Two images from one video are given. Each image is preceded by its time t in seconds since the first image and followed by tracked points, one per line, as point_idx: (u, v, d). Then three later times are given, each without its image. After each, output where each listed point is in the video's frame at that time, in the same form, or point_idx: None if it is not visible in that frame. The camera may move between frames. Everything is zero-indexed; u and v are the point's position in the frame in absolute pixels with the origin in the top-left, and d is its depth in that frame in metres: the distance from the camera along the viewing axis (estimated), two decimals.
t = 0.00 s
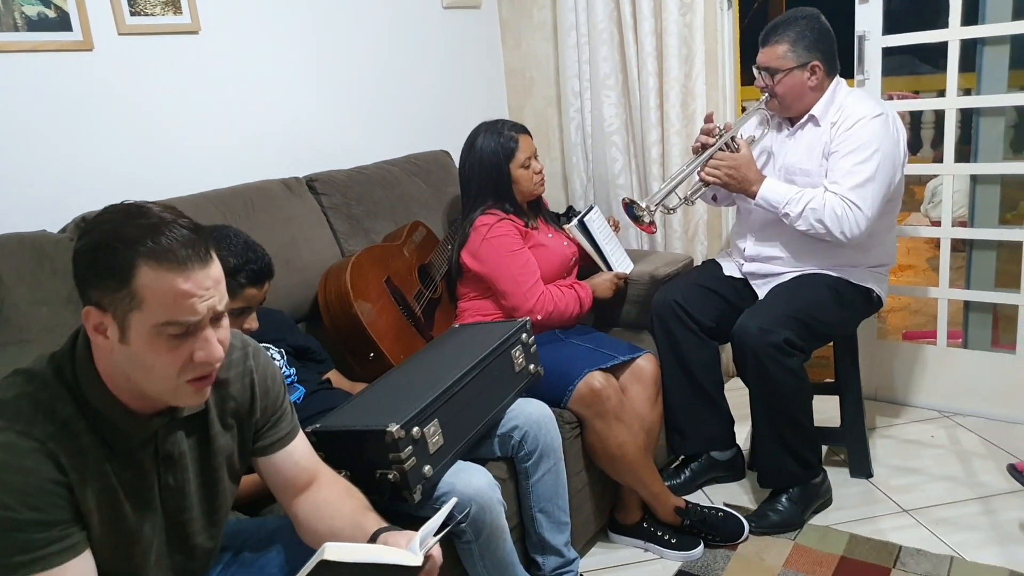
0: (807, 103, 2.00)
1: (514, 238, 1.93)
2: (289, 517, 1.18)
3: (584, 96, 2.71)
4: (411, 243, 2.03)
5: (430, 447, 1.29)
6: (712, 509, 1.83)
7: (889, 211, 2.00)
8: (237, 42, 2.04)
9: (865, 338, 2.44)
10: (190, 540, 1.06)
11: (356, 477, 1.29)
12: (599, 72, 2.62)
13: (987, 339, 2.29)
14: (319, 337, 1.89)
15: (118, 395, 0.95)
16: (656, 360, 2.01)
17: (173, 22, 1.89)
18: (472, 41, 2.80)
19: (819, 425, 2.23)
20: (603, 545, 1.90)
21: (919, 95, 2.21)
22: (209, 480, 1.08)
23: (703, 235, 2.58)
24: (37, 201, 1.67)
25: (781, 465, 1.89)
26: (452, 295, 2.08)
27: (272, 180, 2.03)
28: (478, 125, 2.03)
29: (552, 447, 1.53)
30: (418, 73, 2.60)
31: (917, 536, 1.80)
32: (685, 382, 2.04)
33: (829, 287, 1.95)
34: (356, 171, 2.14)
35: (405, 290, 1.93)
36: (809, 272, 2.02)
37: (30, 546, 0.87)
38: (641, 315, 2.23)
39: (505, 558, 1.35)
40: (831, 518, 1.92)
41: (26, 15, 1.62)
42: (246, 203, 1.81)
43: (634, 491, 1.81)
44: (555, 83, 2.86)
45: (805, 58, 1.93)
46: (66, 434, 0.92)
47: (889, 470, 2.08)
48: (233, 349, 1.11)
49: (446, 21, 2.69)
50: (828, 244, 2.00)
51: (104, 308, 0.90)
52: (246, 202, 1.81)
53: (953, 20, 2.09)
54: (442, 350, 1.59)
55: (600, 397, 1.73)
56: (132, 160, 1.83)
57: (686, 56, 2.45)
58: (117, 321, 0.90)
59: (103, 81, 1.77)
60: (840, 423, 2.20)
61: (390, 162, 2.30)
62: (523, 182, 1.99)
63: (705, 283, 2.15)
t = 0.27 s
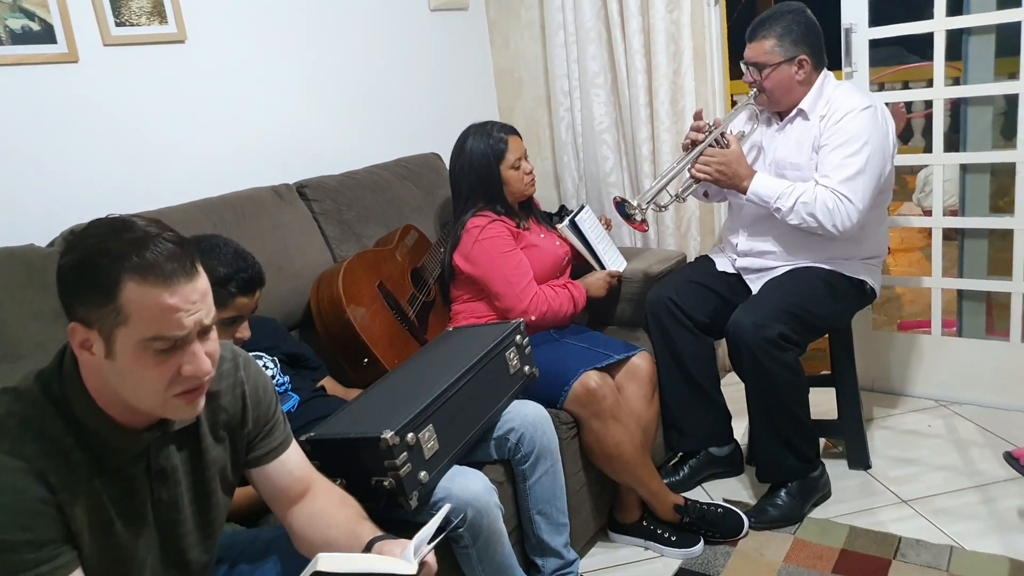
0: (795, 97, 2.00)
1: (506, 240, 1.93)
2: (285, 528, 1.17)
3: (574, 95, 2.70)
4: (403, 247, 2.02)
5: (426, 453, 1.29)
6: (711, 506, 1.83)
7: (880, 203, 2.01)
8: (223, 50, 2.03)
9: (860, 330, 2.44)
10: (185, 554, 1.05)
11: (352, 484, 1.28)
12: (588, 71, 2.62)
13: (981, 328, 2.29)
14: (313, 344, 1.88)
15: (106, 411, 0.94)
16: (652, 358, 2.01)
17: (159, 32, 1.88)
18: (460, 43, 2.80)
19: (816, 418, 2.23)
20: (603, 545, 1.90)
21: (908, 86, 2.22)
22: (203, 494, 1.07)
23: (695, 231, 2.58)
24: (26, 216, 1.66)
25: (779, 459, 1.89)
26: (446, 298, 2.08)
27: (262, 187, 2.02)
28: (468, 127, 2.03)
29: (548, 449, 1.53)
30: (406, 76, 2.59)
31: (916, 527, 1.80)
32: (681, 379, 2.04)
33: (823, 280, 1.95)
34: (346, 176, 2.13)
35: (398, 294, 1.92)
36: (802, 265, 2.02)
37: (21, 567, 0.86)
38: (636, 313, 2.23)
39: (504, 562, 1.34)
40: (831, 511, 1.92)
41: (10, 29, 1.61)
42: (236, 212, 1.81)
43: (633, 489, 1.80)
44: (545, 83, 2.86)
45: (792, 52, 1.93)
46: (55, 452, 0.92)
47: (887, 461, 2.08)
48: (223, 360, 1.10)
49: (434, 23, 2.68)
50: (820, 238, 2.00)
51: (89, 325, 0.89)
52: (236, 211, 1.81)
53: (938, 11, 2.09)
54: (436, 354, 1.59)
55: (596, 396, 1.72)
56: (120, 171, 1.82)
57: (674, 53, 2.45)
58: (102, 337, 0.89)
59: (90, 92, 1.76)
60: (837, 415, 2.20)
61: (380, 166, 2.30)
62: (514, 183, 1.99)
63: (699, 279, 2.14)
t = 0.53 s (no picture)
0: (778, 94, 2.00)
1: (490, 237, 1.91)
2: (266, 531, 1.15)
3: (557, 92, 2.69)
4: (386, 245, 2.01)
5: (409, 453, 1.28)
6: (696, 504, 1.83)
7: (862, 200, 2.01)
8: (202, 45, 2.01)
9: (842, 327, 2.45)
10: (163, 559, 1.03)
11: (334, 486, 1.27)
12: (571, 68, 2.61)
13: (960, 324, 2.31)
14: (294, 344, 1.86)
15: (79, 415, 0.92)
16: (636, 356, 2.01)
17: (135, 26, 1.85)
18: (442, 39, 2.78)
19: (799, 415, 2.24)
20: (587, 544, 1.89)
21: (889, 84, 2.23)
22: (181, 497, 1.05)
23: (678, 229, 2.58)
24: None
25: (763, 456, 1.89)
26: (429, 296, 2.06)
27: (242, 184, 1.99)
28: (451, 124, 2.01)
29: (533, 448, 1.52)
30: (387, 72, 2.57)
31: (898, 522, 1.81)
32: (665, 376, 2.04)
33: (806, 277, 1.96)
34: (327, 173, 2.11)
35: (380, 293, 1.90)
36: (785, 262, 2.02)
37: None
38: (620, 310, 2.22)
39: (489, 562, 1.33)
40: (814, 508, 1.92)
41: None
42: (215, 209, 1.78)
43: (617, 488, 1.80)
44: (527, 80, 2.84)
45: (774, 50, 1.94)
46: (27, 457, 0.90)
47: (869, 457, 2.09)
48: (201, 362, 1.08)
49: (416, 20, 2.66)
50: (803, 235, 2.00)
51: (63, 326, 0.87)
52: (215, 209, 1.78)
53: (917, 9, 2.10)
54: (419, 353, 1.57)
55: (581, 395, 1.72)
56: (96, 169, 1.79)
57: (656, 51, 2.45)
58: (77, 338, 0.87)
59: (64, 88, 1.73)
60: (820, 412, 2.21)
61: (362, 163, 2.28)
62: (498, 181, 1.97)
63: (683, 277, 2.14)
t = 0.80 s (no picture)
0: (751, 96, 2.00)
1: (462, 236, 1.89)
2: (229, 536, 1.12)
3: (530, 91, 2.68)
4: (356, 242, 1.97)
5: (379, 456, 1.25)
6: (666, 506, 1.83)
7: (833, 203, 2.02)
8: (166, 35, 1.95)
9: (811, 328, 2.47)
10: (122, 567, 0.99)
11: (301, 490, 1.23)
12: (544, 67, 2.60)
13: (926, 326, 2.34)
14: (260, 343, 1.82)
15: (35, 417, 0.90)
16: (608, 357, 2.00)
17: (95, 14, 1.79)
18: (414, 35, 2.75)
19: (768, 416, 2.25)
20: (558, 547, 1.88)
21: (855, 89, 2.24)
22: (142, 502, 1.01)
23: (650, 230, 2.58)
24: None
25: (734, 458, 1.89)
26: (399, 296, 2.03)
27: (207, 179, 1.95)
28: (423, 120, 1.98)
29: (505, 451, 1.50)
30: (358, 67, 2.53)
31: (865, 523, 1.83)
32: (636, 377, 2.03)
33: (777, 279, 1.96)
34: (296, 169, 2.06)
35: (350, 291, 1.87)
36: (757, 264, 2.02)
37: None
38: (592, 311, 2.21)
39: (459, 567, 1.31)
40: (783, 509, 1.93)
41: None
42: (180, 204, 1.73)
43: (588, 490, 1.79)
44: (501, 78, 2.82)
45: (748, 52, 1.94)
46: None
47: (837, 458, 2.11)
48: (164, 362, 1.04)
49: (388, 14, 2.63)
50: (775, 237, 2.00)
51: (16, 326, 0.84)
52: (180, 204, 1.73)
53: (887, 15, 2.13)
54: (389, 353, 1.55)
55: (553, 396, 1.70)
56: (55, 162, 1.74)
57: (630, 51, 2.44)
58: (31, 338, 0.84)
59: (21, 77, 1.67)
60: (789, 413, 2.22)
61: (332, 158, 2.24)
62: (470, 179, 1.95)
63: (655, 278, 2.14)
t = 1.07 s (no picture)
0: (741, 111, 2.01)
1: (451, 241, 1.87)
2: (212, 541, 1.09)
3: (522, 98, 2.67)
4: (344, 244, 1.95)
5: (365, 463, 1.23)
6: (650, 518, 1.82)
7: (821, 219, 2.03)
8: (160, 31, 1.93)
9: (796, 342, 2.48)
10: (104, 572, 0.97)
11: (285, 495, 1.21)
12: (537, 74, 2.59)
13: (909, 343, 2.35)
14: (245, 343, 1.80)
15: (22, 415, 0.88)
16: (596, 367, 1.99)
17: (91, 8, 1.76)
18: (407, 38, 2.73)
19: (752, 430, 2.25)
20: (540, 557, 1.86)
21: (841, 105, 2.27)
22: (126, 506, 0.99)
23: (638, 239, 2.58)
24: None
25: (718, 471, 1.89)
26: (386, 299, 2.01)
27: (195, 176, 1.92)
28: (416, 123, 1.97)
29: (491, 460, 1.48)
30: (349, 67, 2.51)
31: (847, 540, 1.83)
32: (622, 387, 2.02)
33: (765, 293, 1.97)
34: (286, 168, 2.04)
35: (337, 294, 1.85)
36: (745, 278, 2.03)
37: None
38: (579, 319, 2.20)
39: None
40: (766, 524, 1.93)
41: None
42: (169, 201, 1.71)
43: (572, 500, 1.78)
44: (493, 84, 2.81)
45: (740, 67, 1.95)
46: None
47: (820, 474, 2.12)
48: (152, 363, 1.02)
49: (381, 16, 2.61)
50: (763, 251, 2.01)
51: (8, 324, 0.81)
52: (168, 200, 1.70)
53: (876, 35, 2.14)
54: (377, 358, 1.53)
55: (540, 405, 1.69)
56: (42, 155, 1.70)
57: (623, 62, 2.44)
58: (22, 337, 0.82)
59: (11, 69, 1.64)
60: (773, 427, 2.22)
61: (321, 159, 2.21)
62: (461, 184, 1.94)
63: (644, 288, 2.13)
